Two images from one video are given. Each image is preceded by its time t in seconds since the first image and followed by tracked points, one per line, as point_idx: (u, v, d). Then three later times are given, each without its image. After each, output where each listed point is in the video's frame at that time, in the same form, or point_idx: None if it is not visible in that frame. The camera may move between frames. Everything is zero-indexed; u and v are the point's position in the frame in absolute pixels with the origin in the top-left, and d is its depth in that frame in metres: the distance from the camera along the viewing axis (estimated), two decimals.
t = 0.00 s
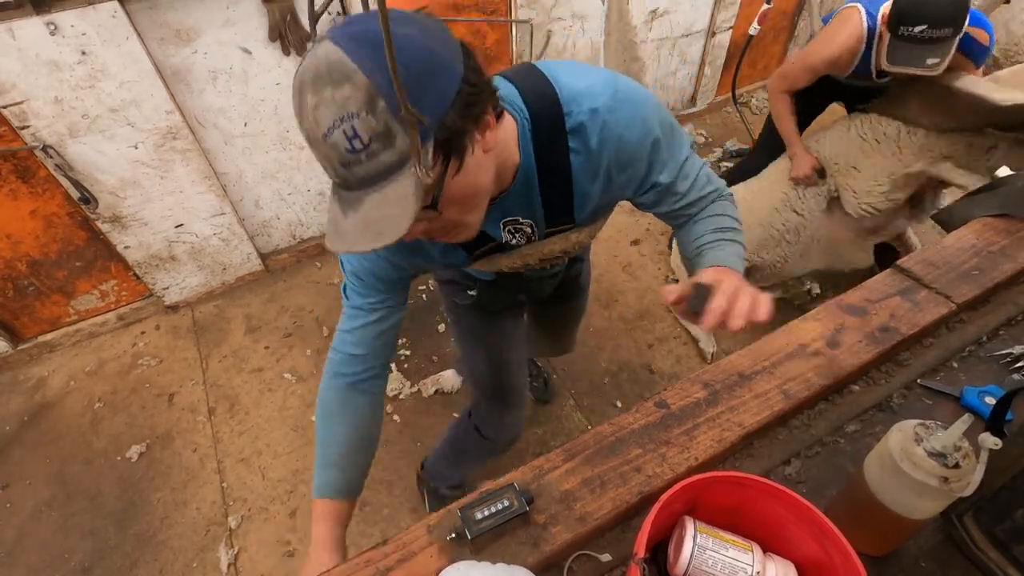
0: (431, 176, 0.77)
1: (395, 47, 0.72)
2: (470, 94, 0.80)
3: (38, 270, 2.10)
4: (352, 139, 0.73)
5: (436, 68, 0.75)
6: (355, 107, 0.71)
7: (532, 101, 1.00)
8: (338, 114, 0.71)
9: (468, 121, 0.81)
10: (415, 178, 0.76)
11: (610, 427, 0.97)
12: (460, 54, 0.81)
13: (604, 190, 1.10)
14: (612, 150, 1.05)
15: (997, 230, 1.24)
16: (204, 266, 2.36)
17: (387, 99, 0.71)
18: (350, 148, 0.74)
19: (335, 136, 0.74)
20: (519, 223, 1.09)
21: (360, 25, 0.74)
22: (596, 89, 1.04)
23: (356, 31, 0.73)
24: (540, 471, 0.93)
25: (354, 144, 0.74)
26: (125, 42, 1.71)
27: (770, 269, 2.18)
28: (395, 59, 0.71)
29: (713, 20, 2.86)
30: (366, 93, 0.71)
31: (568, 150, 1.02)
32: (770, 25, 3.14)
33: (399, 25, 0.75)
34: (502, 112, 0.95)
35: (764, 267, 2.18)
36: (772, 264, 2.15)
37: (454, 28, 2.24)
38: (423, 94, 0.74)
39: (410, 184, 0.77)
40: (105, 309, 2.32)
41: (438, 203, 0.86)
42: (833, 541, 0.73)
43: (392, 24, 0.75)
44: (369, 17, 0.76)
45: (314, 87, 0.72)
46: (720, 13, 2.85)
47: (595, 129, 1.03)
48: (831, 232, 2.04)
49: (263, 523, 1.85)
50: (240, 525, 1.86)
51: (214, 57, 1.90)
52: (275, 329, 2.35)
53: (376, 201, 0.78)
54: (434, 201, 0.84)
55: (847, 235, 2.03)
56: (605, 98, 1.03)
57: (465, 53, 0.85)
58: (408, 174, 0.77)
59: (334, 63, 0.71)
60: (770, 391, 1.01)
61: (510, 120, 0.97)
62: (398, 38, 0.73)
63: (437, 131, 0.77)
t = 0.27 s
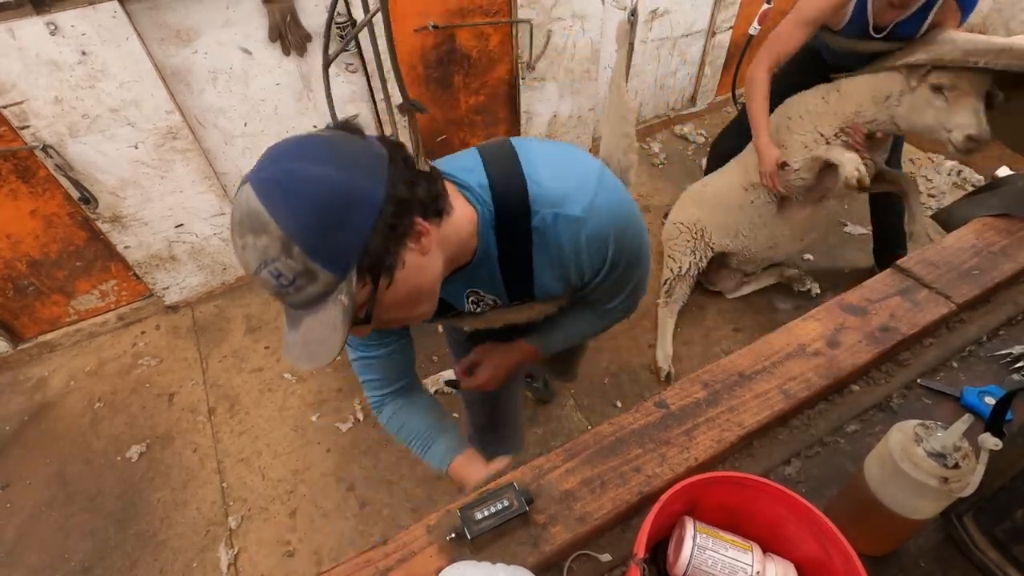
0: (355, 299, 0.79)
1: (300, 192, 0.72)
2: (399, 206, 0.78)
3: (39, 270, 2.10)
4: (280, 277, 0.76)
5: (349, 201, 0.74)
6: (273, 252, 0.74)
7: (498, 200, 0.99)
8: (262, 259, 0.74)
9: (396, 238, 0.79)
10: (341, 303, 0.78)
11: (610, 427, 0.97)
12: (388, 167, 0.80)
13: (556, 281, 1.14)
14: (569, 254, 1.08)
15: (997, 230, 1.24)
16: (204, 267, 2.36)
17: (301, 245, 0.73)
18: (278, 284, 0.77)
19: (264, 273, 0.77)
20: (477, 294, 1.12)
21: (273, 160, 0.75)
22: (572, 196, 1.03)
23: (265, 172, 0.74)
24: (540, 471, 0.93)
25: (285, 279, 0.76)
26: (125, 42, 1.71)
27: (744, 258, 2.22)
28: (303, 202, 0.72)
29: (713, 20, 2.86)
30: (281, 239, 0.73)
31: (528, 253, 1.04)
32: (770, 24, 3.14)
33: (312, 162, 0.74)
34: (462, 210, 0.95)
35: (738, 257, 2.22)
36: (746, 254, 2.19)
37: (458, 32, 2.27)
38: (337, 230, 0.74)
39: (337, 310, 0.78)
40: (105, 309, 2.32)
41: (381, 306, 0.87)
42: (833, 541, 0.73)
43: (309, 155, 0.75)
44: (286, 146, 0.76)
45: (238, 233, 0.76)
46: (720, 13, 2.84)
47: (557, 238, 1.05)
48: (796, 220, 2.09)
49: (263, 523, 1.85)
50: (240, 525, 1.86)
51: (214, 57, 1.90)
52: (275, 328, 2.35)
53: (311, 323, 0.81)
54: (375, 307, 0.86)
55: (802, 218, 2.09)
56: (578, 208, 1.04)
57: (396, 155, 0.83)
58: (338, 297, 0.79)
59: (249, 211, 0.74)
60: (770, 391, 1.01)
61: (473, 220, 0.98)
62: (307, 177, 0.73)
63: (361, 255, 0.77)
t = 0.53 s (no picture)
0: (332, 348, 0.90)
1: (275, 243, 0.80)
2: (373, 251, 0.89)
3: (38, 270, 2.10)
4: (250, 331, 0.84)
5: (320, 250, 0.83)
6: (242, 307, 0.82)
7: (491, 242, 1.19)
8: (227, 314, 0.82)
9: (373, 284, 0.90)
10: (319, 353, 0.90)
11: (610, 426, 0.97)
12: (364, 209, 0.91)
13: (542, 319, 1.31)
14: (554, 298, 1.26)
15: (997, 230, 1.24)
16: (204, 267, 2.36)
17: (273, 299, 0.82)
18: (248, 338, 0.85)
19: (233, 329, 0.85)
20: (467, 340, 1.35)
21: (242, 207, 0.82)
22: (563, 244, 1.23)
23: (237, 222, 0.81)
24: (539, 472, 0.93)
25: (253, 335, 0.85)
26: (125, 42, 1.71)
27: (753, 253, 2.23)
28: (276, 253, 0.80)
29: (713, 19, 2.86)
30: (252, 294, 0.81)
31: (517, 293, 1.24)
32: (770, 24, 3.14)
33: (275, 215, 0.81)
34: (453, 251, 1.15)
35: (746, 253, 2.23)
36: (753, 248, 2.20)
37: (455, 29, 2.28)
38: (310, 281, 0.83)
39: (315, 359, 0.90)
40: (105, 309, 2.33)
41: (357, 350, 0.99)
42: (834, 541, 0.73)
43: (280, 203, 0.83)
44: (255, 193, 0.84)
45: (203, 286, 0.83)
46: (720, 13, 2.84)
47: (544, 281, 1.24)
48: (795, 203, 2.08)
49: (263, 523, 1.85)
50: (240, 525, 1.86)
51: (214, 57, 1.90)
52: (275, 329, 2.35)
53: (284, 374, 0.92)
54: (344, 351, 0.97)
55: (802, 194, 2.06)
56: (570, 256, 1.23)
57: (369, 198, 0.94)
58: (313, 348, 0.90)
59: (219, 263, 0.81)
60: (770, 391, 1.01)
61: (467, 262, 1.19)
62: (279, 226, 0.81)
63: (335, 305, 0.87)
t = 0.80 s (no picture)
0: (351, 399, 0.83)
1: (337, 264, 0.77)
2: (425, 308, 0.85)
3: (39, 270, 2.10)
4: (274, 351, 0.79)
5: (381, 286, 0.80)
6: (280, 321, 0.78)
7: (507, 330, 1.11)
8: (258, 325, 0.78)
9: (415, 341, 0.85)
10: (332, 400, 0.83)
11: (610, 426, 0.97)
12: (429, 264, 0.88)
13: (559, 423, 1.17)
14: (573, 392, 1.13)
15: (998, 230, 1.24)
16: (204, 267, 2.36)
17: (315, 322, 0.77)
18: (269, 357, 0.80)
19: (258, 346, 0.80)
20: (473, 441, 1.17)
21: (306, 222, 0.80)
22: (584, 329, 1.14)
23: (301, 233, 0.78)
24: (540, 472, 0.93)
25: (273, 354, 0.80)
26: (125, 42, 1.71)
27: (740, 245, 2.21)
28: (338, 276, 0.77)
29: (713, 19, 2.86)
30: (294, 310, 0.77)
31: (534, 384, 1.12)
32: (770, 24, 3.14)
33: (346, 238, 0.79)
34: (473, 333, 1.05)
35: (733, 245, 2.22)
36: (740, 239, 2.18)
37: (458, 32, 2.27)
38: (358, 314, 0.79)
39: (327, 406, 0.83)
40: (105, 309, 2.32)
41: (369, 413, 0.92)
42: (834, 541, 0.73)
43: (349, 229, 0.81)
44: (326, 214, 0.83)
45: (241, 286, 0.79)
46: (720, 13, 2.84)
47: (563, 372, 1.12)
48: (773, 190, 2.06)
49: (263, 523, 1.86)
50: (240, 525, 1.86)
51: (214, 57, 1.90)
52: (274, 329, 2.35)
53: (290, 410, 0.85)
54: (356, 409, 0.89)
55: (778, 182, 2.05)
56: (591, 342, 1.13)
57: (435, 257, 0.91)
58: (328, 393, 0.83)
59: (270, 267, 0.78)
60: (770, 391, 1.01)
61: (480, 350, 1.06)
62: (345, 248, 0.78)
63: (372, 352, 0.82)
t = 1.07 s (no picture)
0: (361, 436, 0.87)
1: (371, 299, 0.85)
2: (443, 356, 0.92)
3: (39, 270, 2.10)
4: (295, 375, 0.84)
5: (408, 327, 0.87)
6: (308, 345, 0.84)
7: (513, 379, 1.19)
8: (281, 348, 0.83)
9: (430, 386, 0.91)
10: (340, 437, 0.87)
11: (610, 426, 0.97)
12: (453, 316, 0.95)
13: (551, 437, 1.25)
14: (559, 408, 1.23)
15: (998, 230, 1.24)
16: (204, 267, 2.36)
17: (340, 354, 0.83)
18: (288, 379, 0.85)
19: (281, 368, 0.84)
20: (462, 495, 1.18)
21: (343, 257, 0.89)
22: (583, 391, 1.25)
23: (340, 267, 0.86)
24: (540, 472, 0.93)
25: (291, 376, 0.84)
26: (125, 42, 1.71)
27: (727, 240, 2.21)
28: (371, 311, 0.84)
29: (713, 19, 2.86)
30: (323, 337, 0.83)
31: (531, 426, 1.20)
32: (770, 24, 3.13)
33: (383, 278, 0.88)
34: (484, 383, 1.11)
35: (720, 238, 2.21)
36: (726, 231, 2.19)
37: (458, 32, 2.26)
38: (384, 349, 0.85)
39: (335, 442, 0.87)
40: (105, 309, 2.33)
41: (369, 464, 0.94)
42: (834, 542, 0.73)
43: (387, 268, 0.89)
44: (366, 253, 0.91)
45: (279, 307, 0.85)
46: (720, 13, 2.84)
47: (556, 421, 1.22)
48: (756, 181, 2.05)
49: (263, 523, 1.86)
50: (240, 525, 1.86)
51: (214, 58, 1.90)
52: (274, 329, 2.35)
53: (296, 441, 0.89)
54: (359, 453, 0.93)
55: (762, 174, 2.02)
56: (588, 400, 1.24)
57: (460, 309, 1.00)
58: (338, 428, 0.87)
59: (308, 292, 0.84)
60: (770, 390, 1.01)
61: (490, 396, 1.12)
62: (382, 286, 0.86)
63: (387, 391, 0.87)
